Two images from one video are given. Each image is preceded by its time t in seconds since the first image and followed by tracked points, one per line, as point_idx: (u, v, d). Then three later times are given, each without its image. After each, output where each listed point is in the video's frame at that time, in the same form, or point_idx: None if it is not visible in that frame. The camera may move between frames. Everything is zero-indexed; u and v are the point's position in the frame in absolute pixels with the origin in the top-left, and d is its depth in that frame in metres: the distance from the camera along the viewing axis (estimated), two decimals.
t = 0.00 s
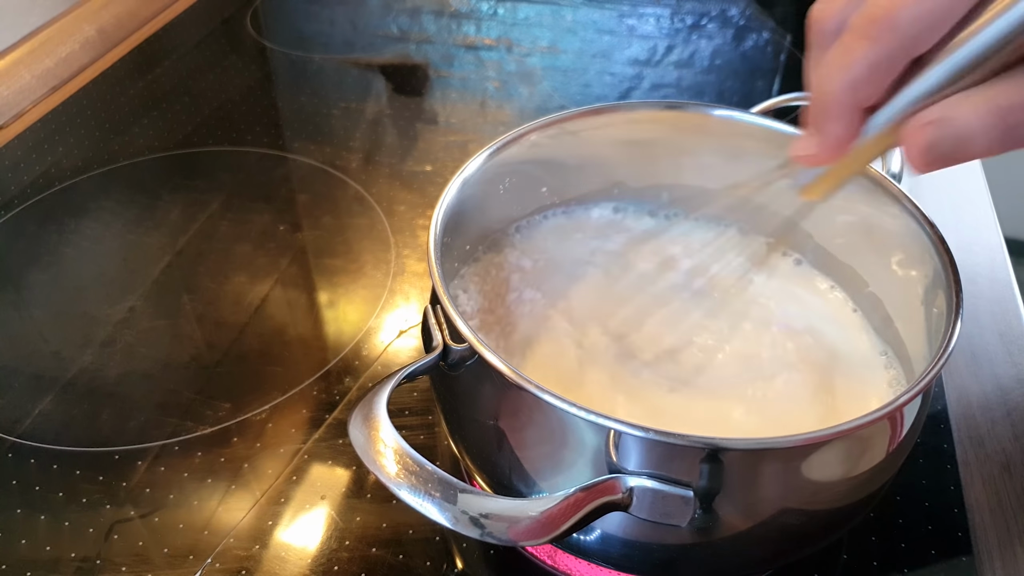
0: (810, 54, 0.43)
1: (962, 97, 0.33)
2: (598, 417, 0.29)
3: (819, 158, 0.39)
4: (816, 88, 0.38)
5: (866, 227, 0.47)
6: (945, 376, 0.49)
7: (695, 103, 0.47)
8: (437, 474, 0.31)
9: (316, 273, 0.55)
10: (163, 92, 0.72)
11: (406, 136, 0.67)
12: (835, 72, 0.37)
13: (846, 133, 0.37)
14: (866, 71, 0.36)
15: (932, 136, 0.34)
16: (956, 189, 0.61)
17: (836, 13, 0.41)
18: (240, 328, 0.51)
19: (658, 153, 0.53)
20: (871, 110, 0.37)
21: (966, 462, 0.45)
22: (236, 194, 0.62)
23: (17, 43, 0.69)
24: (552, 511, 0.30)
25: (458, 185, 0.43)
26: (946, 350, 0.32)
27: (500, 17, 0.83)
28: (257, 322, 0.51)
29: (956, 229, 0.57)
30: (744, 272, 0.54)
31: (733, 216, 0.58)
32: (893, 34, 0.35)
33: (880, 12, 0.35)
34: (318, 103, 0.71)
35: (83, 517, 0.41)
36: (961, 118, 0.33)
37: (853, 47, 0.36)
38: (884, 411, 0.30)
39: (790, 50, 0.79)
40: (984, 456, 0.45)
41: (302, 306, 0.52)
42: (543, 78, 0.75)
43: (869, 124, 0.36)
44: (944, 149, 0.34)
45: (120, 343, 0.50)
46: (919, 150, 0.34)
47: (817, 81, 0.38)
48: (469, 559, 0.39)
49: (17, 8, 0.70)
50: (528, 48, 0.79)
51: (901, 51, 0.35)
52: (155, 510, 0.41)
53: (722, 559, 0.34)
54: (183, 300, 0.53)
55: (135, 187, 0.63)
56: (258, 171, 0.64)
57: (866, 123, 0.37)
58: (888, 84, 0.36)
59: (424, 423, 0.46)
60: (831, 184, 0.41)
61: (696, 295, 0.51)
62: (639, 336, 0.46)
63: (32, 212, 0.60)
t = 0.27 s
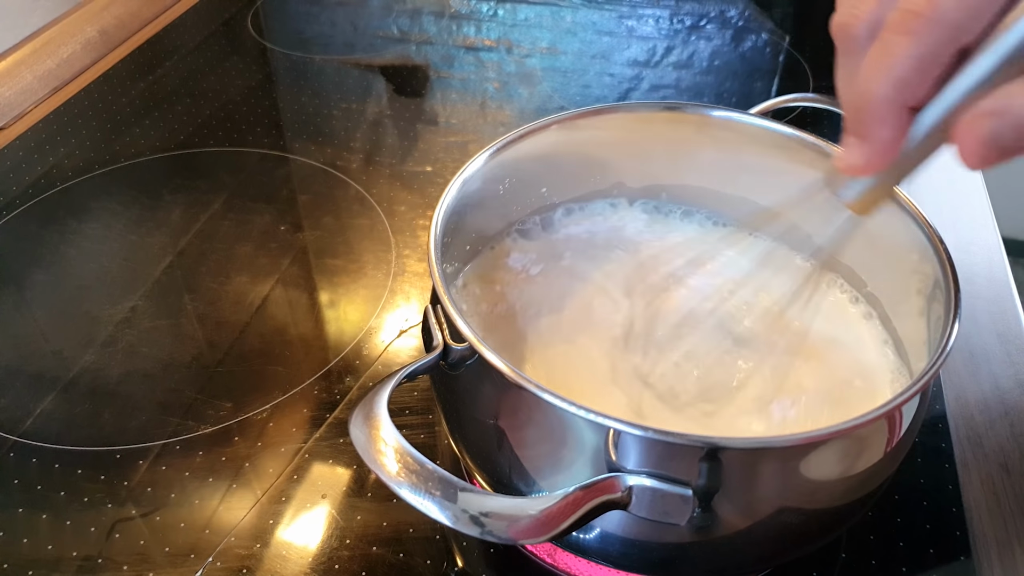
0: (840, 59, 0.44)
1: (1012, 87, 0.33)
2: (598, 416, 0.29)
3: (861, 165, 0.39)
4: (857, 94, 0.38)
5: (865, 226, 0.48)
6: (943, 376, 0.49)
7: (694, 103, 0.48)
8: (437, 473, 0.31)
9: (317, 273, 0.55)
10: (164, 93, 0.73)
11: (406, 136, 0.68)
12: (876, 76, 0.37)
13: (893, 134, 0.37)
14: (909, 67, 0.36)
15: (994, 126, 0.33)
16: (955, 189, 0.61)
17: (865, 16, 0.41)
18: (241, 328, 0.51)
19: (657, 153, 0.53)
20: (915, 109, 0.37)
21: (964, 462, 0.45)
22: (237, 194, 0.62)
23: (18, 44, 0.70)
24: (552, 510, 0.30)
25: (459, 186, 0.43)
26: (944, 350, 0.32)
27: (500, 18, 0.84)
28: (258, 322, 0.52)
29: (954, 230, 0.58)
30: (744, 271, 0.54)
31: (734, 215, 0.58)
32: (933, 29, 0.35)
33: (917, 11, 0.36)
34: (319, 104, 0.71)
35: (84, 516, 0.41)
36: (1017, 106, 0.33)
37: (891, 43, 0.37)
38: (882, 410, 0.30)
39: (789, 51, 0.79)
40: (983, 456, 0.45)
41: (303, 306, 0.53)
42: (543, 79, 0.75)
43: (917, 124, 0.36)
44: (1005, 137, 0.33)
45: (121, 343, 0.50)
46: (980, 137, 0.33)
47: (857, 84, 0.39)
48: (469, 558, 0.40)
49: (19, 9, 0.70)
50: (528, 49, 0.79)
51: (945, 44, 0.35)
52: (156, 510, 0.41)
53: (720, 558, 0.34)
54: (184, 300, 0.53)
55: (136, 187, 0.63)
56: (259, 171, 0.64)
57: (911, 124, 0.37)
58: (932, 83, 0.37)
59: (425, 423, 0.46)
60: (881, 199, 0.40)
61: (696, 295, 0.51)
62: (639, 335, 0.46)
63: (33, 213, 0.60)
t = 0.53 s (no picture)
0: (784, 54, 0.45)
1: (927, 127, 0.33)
2: (598, 416, 0.29)
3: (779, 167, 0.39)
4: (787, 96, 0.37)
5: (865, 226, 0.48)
6: (943, 376, 0.49)
7: (694, 103, 0.48)
8: (437, 473, 0.31)
9: (317, 273, 0.55)
10: (164, 92, 0.73)
11: (406, 136, 0.68)
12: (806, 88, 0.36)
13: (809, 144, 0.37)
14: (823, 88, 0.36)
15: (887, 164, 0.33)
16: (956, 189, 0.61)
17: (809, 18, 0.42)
18: (240, 328, 0.51)
19: (657, 154, 0.53)
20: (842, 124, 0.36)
21: (964, 462, 0.45)
22: (236, 194, 0.62)
23: (18, 44, 0.70)
24: (552, 510, 0.30)
25: (459, 186, 0.43)
26: (944, 351, 0.32)
27: (500, 18, 0.84)
28: (258, 322, 0.52)
29: (955, 229, 0.58)
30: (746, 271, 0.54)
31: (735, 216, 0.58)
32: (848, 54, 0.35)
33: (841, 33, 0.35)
34: (318, 104, 0.71)
35: (84, 516, 0.41)
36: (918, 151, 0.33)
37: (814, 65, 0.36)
38: (882, 410, 0.30)
39: (789, 51, 0.79)
40: (983, 456, 0.45)
41: (303, 306, 0.53)
42: (543, 79, 0.75)
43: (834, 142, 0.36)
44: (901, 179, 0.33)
45: (121, 343, 0.50)
46: (893, 193, 0.31)
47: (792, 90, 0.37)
48: (469, 558, 0.40)
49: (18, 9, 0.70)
50: (528, 49, 0.79)
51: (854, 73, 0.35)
52: (155, 510, 0.41)
53: (720, 558, 0.34)
54: (184, 300, 0.53)
55: (136, 187, 0.63)
56: (259, 172, 0.64)
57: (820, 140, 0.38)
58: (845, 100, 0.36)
59: (425, 423, 0.46)
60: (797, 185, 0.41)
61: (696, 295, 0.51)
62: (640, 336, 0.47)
63: (33, 213, 0.60)
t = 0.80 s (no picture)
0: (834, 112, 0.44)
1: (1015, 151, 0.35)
2: (598, 416, 0.29)
3: (859, 225, 0.39)
4: (855, 149, 0.39)
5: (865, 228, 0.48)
6: (943, 376, 0.49)
7: (693, 103, 0.48)
8: (437, 473, 0.31)
9: (317, 273, 0.55)
10: (164, 92, 0.73)
11: (406, 136, 0.68)
12: (880, 131, 0.38)
13: (890, 193, 0.38)
14: (907, 129, 0.37)
15: (999, 194, 0.36)
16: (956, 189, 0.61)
17: (866, 68, 0.42)
18: (240, 328, 0.51)
19: (656, 154, 0.53)
20: (914, 169, 0.38)
21: (964, 462, 0.45)
22: (236, 194, 0.62)
23: (18, 44, 0.70)
24: (552, 510, 0.30)
25: (459, 186, 0.43)
26: (944, 351, 0.32)
27: (500, 18, 0.84)
28: (258, 322, 0.52)
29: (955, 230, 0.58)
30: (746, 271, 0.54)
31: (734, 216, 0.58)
32: (939, 83, 0.36)
33: (925, 63, 0.36)
34: (319, 103, 0.71)
35: (84, 516, 0.41)
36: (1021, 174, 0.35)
37: (900, 98, 0.37)
38: (882, 410, 0.30)
39: (789, 51, 0.79)
40: (983, 456, 0.45)
41: (303, 306, 0.53)
42: (543, 79, 0.75)
43: (910, 185, 0.37)
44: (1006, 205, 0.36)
45: (121, 343, 0.50)
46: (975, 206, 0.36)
47: (858, 137, 0.39)
48: (469, 558, 0.40)
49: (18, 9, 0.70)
50: (528, 49, 0.79)
51: (941, 106, 0.36)
52: (155, 510, 0.41)
53: (720, 558, 0.34)
54: (184, 300, 0.53)
55: (136, 187, 0.63)
56: (259, 171, 0.64)
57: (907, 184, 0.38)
58: (934, 139, 0.37)
59: (425, 423, 0.46)
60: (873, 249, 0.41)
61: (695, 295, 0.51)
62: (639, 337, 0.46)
63: (33, 213, 0.60)
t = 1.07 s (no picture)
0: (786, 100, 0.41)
1: (941, 162, 0.33)
2: (597, 416, 0.29)
3: (781, 206, 0.39)
4: (791, 136, 0.37)
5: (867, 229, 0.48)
6: (943, 376, 0.49)
7: (693, 104, 0.47)
8: (437, 473, 0.31)
9: (317, 273, 0.55)
10: (164, 92, 0.73)
11: (406, 136, 0.68)
12: (811, 124, 0.36)
13: (815, 180, 0.37)
14: (839, 125, 0.35)
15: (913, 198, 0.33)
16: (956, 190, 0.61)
17: (819, 66, 0.38)
18: (240, 328, 0.51)
19: (656, 155, 0.53)
20: (842, 165, 0.36)
21: (963, 462, 0.45)
22: (236, 195, 0.62)
23: (18, 44, 0.70)
24: (552, 510, 0.30)
25: (459, 186, 0.43)
26: (943, 351, 0.32)
27: (500, 18, 0.84)
28: (258, 322, 0.52)
29: (954, 230, 0.58)
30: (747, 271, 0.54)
31: (735, 215, 0.58)
32: (869, 89, 0.33)
33: (860, 68, 0.33)
34: (319, 103, 0.71)
35: (84, 516, 0.41)
36: (942, 182, 0.33)
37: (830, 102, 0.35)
38: (882, 410, 0.30)
39: (789, 51, 0.79)
40: (983, 456, 0.45)
41: (302, 306, 0.53)
42: (543, 79, 0.75)
43: (841, 178, 0.36)
44: (922, 209, 0.34)
45: (121, 343, 0.50)
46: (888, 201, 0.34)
47: (794, 126, 0.37)
48: (469, 558, 0.40)
49: (18, 9, 0.70)
50: (528, 49, 0.79)
51: (876, 106, 0.34)
52: (155, 510, 0.41)
53: (720, 558, 0.34)
54: (184, 300, 0.53)
55: (136, 187, 0.63)
56: (259, 172, 0.64)
57: (835, 176, 0.37)
58: (865, 138, 0.35)
59: (425, 423, 0.46)
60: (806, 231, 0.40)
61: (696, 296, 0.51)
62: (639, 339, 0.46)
63: (33, 213, 0.60)
